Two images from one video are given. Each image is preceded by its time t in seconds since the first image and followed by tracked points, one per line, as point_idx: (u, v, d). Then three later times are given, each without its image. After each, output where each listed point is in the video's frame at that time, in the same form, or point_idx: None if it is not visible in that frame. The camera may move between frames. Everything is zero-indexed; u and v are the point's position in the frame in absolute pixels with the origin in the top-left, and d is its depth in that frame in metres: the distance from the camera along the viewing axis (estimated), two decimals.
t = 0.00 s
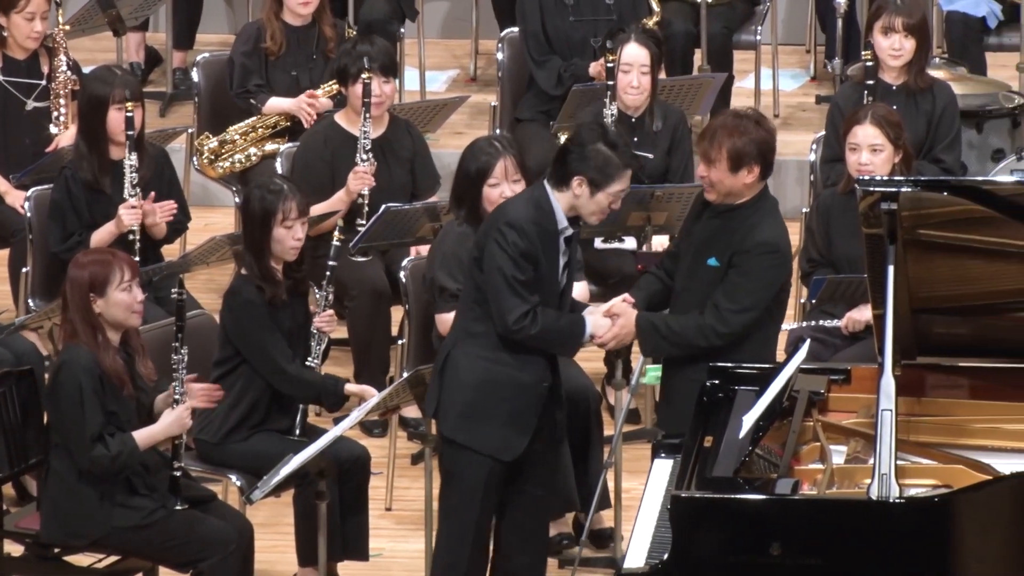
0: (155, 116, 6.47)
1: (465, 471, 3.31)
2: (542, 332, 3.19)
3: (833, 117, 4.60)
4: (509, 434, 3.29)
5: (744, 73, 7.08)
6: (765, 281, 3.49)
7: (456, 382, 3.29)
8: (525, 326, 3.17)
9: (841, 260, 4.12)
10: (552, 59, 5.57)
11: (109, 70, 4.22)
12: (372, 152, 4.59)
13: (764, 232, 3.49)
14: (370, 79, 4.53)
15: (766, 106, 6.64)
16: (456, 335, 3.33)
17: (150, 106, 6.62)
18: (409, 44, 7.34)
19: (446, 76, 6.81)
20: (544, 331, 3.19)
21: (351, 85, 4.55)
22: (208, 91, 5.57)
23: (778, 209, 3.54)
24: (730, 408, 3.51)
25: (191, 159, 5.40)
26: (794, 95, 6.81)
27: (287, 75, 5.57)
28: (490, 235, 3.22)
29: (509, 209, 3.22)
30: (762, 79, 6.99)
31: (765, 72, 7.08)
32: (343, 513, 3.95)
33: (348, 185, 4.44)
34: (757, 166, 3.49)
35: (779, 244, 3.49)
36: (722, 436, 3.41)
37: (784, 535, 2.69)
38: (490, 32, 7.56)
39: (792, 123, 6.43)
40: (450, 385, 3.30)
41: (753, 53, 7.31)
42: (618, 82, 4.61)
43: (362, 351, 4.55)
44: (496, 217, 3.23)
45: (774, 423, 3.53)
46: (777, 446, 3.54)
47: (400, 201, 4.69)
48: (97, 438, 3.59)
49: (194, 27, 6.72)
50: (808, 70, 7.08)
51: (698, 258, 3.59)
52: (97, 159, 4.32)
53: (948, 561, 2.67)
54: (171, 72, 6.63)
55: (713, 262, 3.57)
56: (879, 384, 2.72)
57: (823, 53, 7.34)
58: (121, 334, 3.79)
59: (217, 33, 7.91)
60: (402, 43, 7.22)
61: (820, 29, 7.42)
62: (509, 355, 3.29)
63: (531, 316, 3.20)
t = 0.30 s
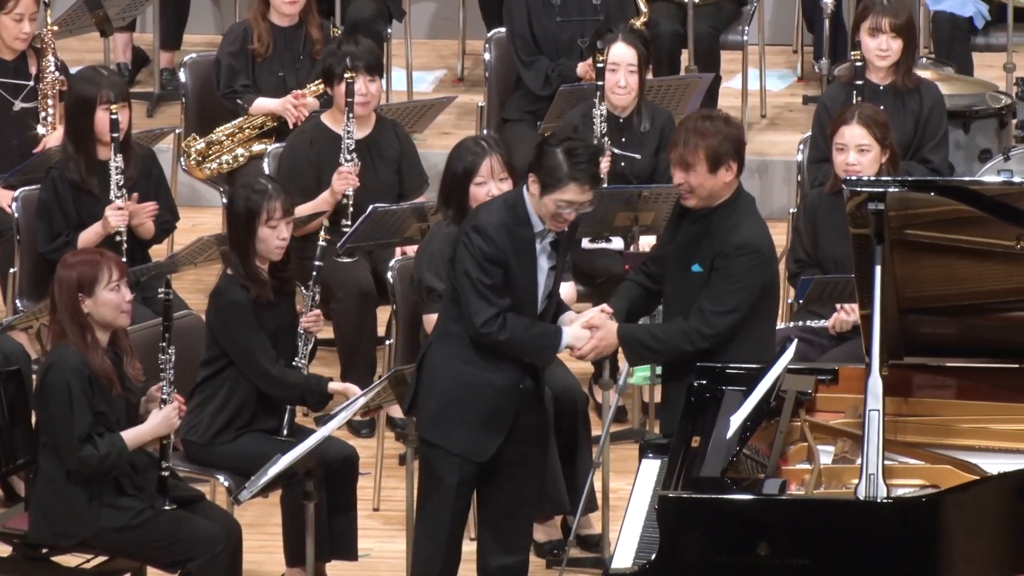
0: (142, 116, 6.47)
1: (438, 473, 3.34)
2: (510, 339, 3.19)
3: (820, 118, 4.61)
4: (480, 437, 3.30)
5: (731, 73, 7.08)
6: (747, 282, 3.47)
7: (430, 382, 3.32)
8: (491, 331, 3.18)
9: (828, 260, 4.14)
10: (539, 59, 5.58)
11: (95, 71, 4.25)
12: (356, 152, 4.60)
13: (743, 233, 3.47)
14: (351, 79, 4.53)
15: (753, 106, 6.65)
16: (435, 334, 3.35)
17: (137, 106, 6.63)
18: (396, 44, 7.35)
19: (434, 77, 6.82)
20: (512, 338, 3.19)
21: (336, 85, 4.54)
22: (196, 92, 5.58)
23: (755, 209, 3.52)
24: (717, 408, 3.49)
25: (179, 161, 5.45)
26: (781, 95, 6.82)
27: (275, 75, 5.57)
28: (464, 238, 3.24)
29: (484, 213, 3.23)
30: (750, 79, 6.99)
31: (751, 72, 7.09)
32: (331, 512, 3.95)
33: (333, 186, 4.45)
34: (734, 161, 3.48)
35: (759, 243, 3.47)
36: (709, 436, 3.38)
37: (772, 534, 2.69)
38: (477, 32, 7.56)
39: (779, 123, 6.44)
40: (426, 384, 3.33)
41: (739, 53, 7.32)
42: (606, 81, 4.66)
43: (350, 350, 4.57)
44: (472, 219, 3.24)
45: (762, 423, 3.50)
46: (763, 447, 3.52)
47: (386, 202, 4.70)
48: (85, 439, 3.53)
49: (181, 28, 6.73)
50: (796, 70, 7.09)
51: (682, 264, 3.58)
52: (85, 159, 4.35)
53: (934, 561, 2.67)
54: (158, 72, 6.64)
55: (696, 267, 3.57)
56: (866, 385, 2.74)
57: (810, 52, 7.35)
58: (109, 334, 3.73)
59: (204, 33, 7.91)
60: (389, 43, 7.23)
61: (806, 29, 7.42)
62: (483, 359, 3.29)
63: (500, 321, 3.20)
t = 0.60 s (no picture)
0: (135, 116, 6.47)
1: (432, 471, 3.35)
2: (468, 340, 3.28)
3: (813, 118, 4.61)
4: (454, 439, 3.38)
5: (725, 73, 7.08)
6: (730, 281, 3.45)
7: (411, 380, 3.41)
8: (451, 332, 3.27)
9: (821, 260, 4.14)
10: (532, 59, 5.58)
11: (88, 72, 4.25)
12: (347, 153, 4.59)
13: (723, 232, 3.46)
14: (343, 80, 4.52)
15: (747, 106, 6.64)
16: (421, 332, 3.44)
17: (130, 106, 6.62)
18: (390, 44, 7.34)
19: (427, 77, 6.81)
20: (471, 341, 3.27)
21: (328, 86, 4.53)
22: (190, 92, 5.58)
23: (733, 208, 3.50)
24: (711, 408, 3.48)
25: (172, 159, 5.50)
26: (775, 95, 6.82)
27: (268, 76, 5.57)
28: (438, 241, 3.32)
29: (458, 217, 3.31)
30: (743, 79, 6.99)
31: (745, 72, 7.09)
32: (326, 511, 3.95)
33: (324, 187, 4.45)
34: (711, 162, 3.46)
35: (742, 242, 3.45)
36: (703, 437, 3.38)
37: (765, 534, 2.68)
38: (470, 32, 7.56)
39: (773, 123, 6.44)
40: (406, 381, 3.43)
41: (732, 53, 7.32)
42: (599, 81, 4.66)
43: (344, 350, 4.56)
44: (448, 222, 3.32)
45: (755, 423, 3.50)
46: (757, 447, 3.51)
47: (380, 202, 4.70)
48: (77, 439, 3.52)
49: (174, 28, 6.72)
50: (790, 70, 7.08)
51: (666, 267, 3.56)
52: (77, 159, 4.35)
53: (929, 562, 2.67)
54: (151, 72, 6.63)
55: (680, 272, 3.55)
56: (860, 386, 2.74)
57: (804, 53, 7.35)
58: (102, 334, 3.72)
59: (197, 33, 7.90)
60: (383, 43, 7.23)
61: (800, 29, 7.43)
62: (456, 361, 3.37)
63: (464, 323, 3.29)
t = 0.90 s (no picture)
0: (137, 117, 6.47)
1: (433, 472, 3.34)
2: (432, 343, 3.32)
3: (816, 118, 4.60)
4: (441, 436, 3.43)
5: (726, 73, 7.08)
6: (727, 278, 3.46)
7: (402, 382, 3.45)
8: (417, 333, 3.33)
9: (823, 260, 4.14)
10: (534, 60, 5.58)
11: (89, 72, 4.25)
12: (349, 154, 4.59)
13: (719, 230, 3.47)
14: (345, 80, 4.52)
15: (748, 106, 6.64)
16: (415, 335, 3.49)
17: (131, 106, 6.63)
18: (391, 44, 7.34)
19: (428, 77, 6.81)
20: (434, 344, 3.31)
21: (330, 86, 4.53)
22: (191, 92, 5.57)
23: (728, 207, 3.51)
24: (712, 409, 3.48)
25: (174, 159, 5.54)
26: (776, 95, 6.82)
27: (270, 76, 5.57)
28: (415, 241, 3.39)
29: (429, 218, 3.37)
30: (744, 79, 6.99)
31: (746, 72, 7.09)
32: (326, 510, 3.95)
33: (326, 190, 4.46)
34: (711, 160, 3.50)
35: (737, 240, 3.47)
36: (705, 439, 3.38)
37: (766, 534, 2.68)
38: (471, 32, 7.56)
39: (774, 123, 6.44)
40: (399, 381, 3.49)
41: (734, 53, 7.32)
42: (600, 81, 4.66)
43: (345, 350, 4.56)
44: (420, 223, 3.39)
45: (755, 424, 3.50)
46: (758, 447, 3.51)
47: (382, 202, 4.70)
48: (79, 439, 3.52)
49: (175, 28, 6.73)
50: (791, 70, 7.08)
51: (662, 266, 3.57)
52: (78, 159, 4.35)
53: (928, 562, 2.67)
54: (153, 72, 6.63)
55: (677, 271, 3.55)
56: (861, 386, 2.74)
57: (805, 53, 7.35)
58: (102, 334, 3.73)
59: (198, 33, 7.91)
60: (384, 43, 7.23)
61: (801, 29, 7.43)
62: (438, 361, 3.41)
63: (432, 325, 3.33)
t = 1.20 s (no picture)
0: (139, 117, 6.47)
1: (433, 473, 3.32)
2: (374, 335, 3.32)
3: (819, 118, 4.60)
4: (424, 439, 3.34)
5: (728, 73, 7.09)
6: (730, 260, 3.45)
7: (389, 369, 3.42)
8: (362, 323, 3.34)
9: (825, 260, 4.14)
10: (537, 60, 5.58)
11: (92, 72, 4.25)
12: (352, 153, 4.61)
13: (726, 217, 3.49)
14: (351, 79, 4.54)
15: (751, 106, 6.65)
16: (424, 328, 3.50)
17: (134, 107, 6.63)
18: (394, 44, 7.34)
19: (431, 77, 6.81)
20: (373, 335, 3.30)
21: (336, 85, 4.54)
22: (193, 92, 5.59)
23: (748, 203, 3.53)
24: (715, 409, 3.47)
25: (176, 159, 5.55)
26: (779, 95, 6.83)
27: (272, 75, 5.57)
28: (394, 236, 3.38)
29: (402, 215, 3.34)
30: (747, 80, 7.00)
31: (749, 72, 7.09)
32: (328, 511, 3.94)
33: (330, 186, 4.45)
34: (737, 153, 3.50)
35: (748, 231, 3.47)
36: (707, 439, 3.37)
37: (768, 534, 2.68)
38: (474, 33, 7.56)
39: (777, 123, 6.44)
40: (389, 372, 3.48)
41: (736, 53, 7.33)
42: (602, 82, 4.66)
43: (347, 350, 4.56)
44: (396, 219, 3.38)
45: (758, 424, 3.49)
46: (760, 447, 3.51)
47: (384, 203, 4.70)
48: (84, 439, 3.51)
49: (178, 29, 6.73)
50: (793, 71, 7.09)
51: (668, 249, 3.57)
52: (81, 159, 4.35)
53: (932, 561, 2.67)
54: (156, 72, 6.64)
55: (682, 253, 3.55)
56: (864, 386, 2.75)
57: (808, 53, 7.35)
58: (110, 334, 3.72)
59: (201, 32, 7.91)
60: (387, 43, 7.24)
61: (804, 30, 7.43)
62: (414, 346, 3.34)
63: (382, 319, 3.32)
